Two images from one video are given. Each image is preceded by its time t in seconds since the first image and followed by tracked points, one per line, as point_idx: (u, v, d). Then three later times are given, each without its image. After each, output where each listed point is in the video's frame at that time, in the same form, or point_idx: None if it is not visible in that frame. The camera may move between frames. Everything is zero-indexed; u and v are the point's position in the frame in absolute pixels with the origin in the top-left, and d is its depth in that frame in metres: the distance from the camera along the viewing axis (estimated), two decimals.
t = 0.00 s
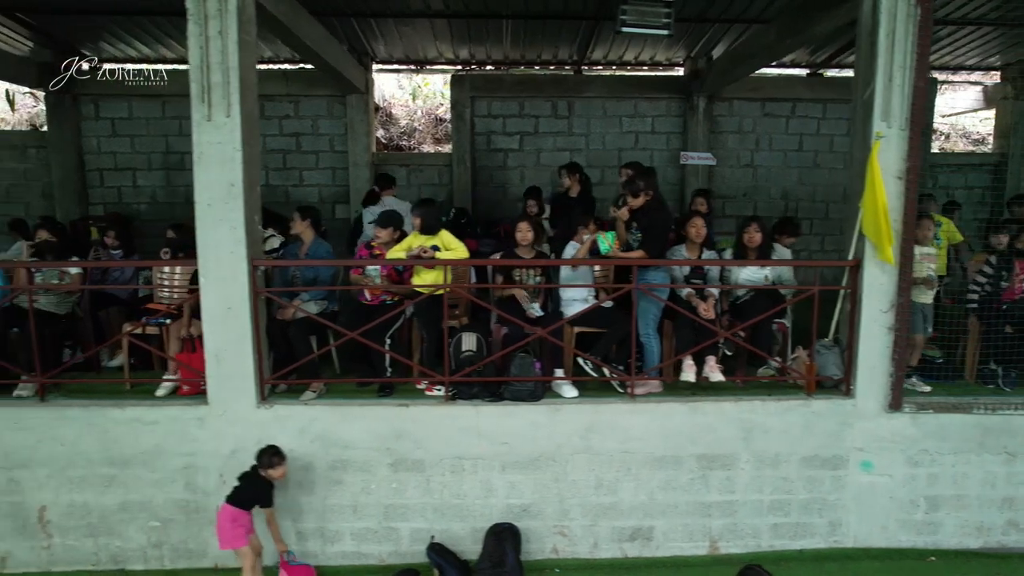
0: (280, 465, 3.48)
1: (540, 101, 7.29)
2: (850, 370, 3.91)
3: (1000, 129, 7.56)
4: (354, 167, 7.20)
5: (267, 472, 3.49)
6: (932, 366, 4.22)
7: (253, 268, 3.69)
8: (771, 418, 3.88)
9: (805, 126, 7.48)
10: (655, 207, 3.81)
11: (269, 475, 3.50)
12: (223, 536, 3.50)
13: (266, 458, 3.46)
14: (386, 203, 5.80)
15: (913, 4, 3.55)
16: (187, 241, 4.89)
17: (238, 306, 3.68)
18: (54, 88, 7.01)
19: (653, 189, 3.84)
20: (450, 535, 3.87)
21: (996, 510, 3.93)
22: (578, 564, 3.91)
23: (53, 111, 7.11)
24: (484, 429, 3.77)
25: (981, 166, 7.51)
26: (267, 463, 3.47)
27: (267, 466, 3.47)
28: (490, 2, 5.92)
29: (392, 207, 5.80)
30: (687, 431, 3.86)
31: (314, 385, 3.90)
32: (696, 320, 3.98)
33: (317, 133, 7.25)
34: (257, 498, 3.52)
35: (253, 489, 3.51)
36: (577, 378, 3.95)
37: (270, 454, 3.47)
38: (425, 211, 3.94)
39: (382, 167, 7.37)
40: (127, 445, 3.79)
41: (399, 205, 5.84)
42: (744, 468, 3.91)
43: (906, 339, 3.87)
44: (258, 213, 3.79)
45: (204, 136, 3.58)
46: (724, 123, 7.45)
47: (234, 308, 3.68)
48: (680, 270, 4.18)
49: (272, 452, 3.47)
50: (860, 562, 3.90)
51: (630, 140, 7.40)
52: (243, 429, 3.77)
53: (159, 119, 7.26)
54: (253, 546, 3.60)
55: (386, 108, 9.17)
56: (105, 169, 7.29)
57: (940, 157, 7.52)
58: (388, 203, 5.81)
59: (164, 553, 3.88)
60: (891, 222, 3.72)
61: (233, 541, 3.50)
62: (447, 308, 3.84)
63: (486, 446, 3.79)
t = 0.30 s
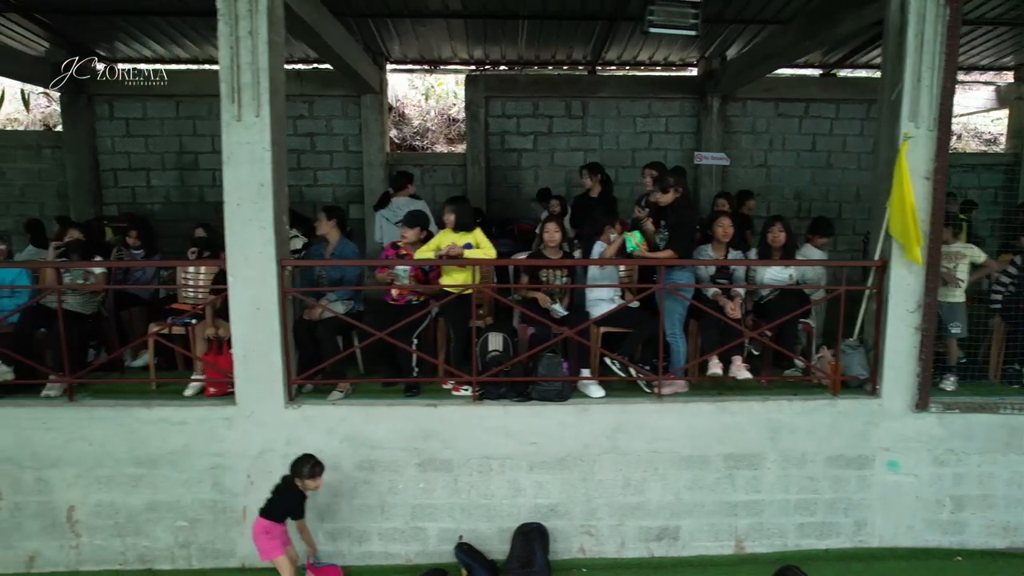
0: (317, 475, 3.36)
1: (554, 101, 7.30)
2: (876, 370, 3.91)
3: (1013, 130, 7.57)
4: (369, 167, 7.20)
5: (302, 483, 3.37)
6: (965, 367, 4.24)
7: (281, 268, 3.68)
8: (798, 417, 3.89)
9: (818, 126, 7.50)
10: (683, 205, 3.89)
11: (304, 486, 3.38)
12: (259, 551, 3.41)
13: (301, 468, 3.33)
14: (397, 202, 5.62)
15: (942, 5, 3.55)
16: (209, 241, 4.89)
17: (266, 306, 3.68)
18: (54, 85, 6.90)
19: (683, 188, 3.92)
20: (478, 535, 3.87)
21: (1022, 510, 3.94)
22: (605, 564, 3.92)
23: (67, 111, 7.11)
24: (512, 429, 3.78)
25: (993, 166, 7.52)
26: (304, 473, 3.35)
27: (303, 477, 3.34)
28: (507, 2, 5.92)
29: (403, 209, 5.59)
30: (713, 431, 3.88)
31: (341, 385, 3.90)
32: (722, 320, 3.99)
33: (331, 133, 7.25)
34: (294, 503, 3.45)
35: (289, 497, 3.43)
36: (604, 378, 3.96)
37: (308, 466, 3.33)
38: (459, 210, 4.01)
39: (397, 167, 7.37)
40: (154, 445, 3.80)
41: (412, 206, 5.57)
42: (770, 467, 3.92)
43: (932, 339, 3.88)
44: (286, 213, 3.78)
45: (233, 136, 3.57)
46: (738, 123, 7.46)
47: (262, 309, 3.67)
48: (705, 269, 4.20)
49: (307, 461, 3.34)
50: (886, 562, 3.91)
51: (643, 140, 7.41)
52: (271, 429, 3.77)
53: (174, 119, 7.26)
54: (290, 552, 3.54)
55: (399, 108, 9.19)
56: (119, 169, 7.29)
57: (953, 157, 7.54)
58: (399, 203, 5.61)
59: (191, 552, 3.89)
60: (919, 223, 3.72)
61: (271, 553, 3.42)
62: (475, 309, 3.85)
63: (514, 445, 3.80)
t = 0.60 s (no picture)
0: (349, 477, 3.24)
1: (568, 101, 7.30)
2: (902, 370, 3.92)
3: None
4: (383, 167, 7.20)
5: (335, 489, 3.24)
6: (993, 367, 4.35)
7: (310, 268, 3.68)
8: (824, 417, 3.89)
9: (832, 126, 7.49)
10: (711, 203, 3.92)
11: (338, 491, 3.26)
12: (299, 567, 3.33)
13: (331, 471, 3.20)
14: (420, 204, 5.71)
15: (971, 5, 3.56)
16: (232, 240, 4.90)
17: (295, 306, 3.67)
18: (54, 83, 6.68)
19: (712, 186, 3.98)
20: (505, 535, 3.88)
21: None
22: (632, 563, 3.94)
23: (82, 111, 7.11)
24: (540, 429, 3.79)
25: (1007, 166, 7.52)
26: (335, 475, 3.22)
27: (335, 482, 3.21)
28: (524, 2, 5.92)
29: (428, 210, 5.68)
30: (740, 431, 3.89)
31: (368, 385, 3.90)
32: (749, 320, 4.00)
33: (345, 133, 7.25)
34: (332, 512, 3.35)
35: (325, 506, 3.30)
36: (630, 378, 3.98)
37: (338, 469, 3.20)
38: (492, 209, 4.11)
39: (411, 167, 7.38)
40: (182, 445, 3.80)
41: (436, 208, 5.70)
42: (796, 467, 3.93)
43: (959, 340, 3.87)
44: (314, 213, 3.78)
45: (262, 136, 3.56)
46: (752, 124, 7.47)
47: (291, 309, 3.67)
48: (731, 269, 4.22)
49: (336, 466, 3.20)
50: (912, 561, 3.92)
51: (657, 140, 7.41)
52: (299, 429, 3.77)
53: (188, 119, 7.26)
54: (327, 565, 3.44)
55: (412, 108, 9.22)
56: (133, 169, 7.29)
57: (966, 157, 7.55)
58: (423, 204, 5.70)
59: (219, 552, 3.89)
60: (946, 223, 3.72)
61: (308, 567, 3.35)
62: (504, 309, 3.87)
63: (543, 445, 3.81)
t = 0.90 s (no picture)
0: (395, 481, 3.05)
1: (582, 102, 7.30)
2: (927, 370, 3.91)
3: None
4: (397, 167, 7.21)
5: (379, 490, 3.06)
6: (1015, 367, 4.38)
7: (338, 269, 3.68)
8: (850, 417, 3.89)
9: (845, 127, 7.48)
10: (737, 205, 3.97)
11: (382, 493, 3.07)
12: None
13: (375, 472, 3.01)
14: (446, 202, 5.68)
15: (1000, 6, 3.57)
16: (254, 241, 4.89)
17: (324, 306, 3.67)
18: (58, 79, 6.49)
19: (740, 188, 4.04)
20: (532, 535, 3.89)
21: None
22: (658, 563, 3.95)
23: (96, 111, 7.12)
24: (568, 429, 3.80)
25: (1019, 167, 7.52)
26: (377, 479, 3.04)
27: (378, 483, 3.03)
28: (540, 2, 5.92)
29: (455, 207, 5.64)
30: (766, 430, 3.90)
31: (395, 385, 3.91)
32: (775, 320, 4.01)
33: (359, 133, 7.25)
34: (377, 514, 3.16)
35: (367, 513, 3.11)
36: (656, 378, 4.00)
37: (381, 469, 3.02)
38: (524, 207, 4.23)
39: (425, 168, 7.39)
40: (209, 445, 3.80)
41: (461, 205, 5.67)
42: (822, 467, 3.92)
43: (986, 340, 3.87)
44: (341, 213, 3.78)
45: (291, 136, 3.56)
46: (765, 124, 7.47)
47: (319, 309, 3.67)
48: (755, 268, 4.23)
49: (381, 466, 3.02)
50: (938, 561, 3.91)
51: (671, 141, 7.42)
52: (327, 430, 3.77)
53: (202, 119, 7.26)
54: None
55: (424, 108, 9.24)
56: (147, 169, 7.29)
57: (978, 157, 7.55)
58: (450, 202, 5.67)
59: (245, 553, 3.89)
60: (973, 223, 3.72)
61: None
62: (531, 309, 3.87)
63: (570, 445, 3.82)
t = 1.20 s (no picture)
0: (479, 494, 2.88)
1: (595, 102, 7.31)
2: (952, 370, 3.91)
3: None
4: (411, 167, 7.21)
5: (464, 511, 2.87)
6: None
7: (365, 269, 3.68)
8: (875, 417, 3.89)
9: (857, 127, 7.46)
10: (761, 205, 4.01)
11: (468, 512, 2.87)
12: None
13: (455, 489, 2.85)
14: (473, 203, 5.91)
15: None
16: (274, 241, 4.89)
17: (350, 307, 3.67)
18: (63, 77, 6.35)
19: (764, 189, 4.09)
20: (557, 534, 3.89)
21: None
22: (683, 563, 3.95)
23: (110, 111, 7.12)
24: (594, 429, 3.81)
25: None
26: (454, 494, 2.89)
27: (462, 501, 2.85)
28: (556, 2, 5.92)
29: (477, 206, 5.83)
30: (791, 430, 3.90)
31: (420, 386, 3.91)
32: (800, 320, 4.01)
33: (373, 133, 7.25)
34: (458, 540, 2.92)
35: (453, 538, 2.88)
36: (680, 378, 4.01)
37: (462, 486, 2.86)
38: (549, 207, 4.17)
39: (438, 168, 7.39)
40: (235, 446, 3.80)
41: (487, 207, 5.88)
42: (847, 467, 3.92)
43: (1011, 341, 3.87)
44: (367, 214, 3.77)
45: (320, 137, 3.56)
46: (777, 125, 7.46)
47: (346, 310, 3.67)
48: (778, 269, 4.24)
49: (460, 483, 2.85)
50: (963, 562, 3.91)
51: (684, 141, 7.42)
52: (353, 430, 3.77)
53: (215, 119, 7.26)
54: None
55: (436, 109, 9.27)
56: (160, 169, 7.29)
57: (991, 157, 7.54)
58: (476, 203, 5.88)
59: (270, 553, 3.89)
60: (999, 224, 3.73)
61: None
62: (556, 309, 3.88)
63: (596, 446, 3.83)
